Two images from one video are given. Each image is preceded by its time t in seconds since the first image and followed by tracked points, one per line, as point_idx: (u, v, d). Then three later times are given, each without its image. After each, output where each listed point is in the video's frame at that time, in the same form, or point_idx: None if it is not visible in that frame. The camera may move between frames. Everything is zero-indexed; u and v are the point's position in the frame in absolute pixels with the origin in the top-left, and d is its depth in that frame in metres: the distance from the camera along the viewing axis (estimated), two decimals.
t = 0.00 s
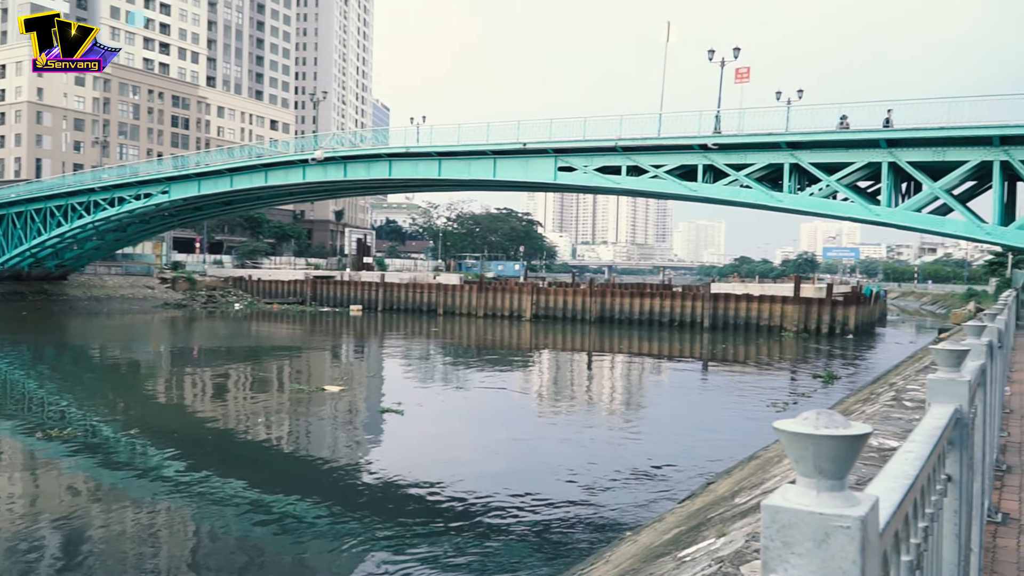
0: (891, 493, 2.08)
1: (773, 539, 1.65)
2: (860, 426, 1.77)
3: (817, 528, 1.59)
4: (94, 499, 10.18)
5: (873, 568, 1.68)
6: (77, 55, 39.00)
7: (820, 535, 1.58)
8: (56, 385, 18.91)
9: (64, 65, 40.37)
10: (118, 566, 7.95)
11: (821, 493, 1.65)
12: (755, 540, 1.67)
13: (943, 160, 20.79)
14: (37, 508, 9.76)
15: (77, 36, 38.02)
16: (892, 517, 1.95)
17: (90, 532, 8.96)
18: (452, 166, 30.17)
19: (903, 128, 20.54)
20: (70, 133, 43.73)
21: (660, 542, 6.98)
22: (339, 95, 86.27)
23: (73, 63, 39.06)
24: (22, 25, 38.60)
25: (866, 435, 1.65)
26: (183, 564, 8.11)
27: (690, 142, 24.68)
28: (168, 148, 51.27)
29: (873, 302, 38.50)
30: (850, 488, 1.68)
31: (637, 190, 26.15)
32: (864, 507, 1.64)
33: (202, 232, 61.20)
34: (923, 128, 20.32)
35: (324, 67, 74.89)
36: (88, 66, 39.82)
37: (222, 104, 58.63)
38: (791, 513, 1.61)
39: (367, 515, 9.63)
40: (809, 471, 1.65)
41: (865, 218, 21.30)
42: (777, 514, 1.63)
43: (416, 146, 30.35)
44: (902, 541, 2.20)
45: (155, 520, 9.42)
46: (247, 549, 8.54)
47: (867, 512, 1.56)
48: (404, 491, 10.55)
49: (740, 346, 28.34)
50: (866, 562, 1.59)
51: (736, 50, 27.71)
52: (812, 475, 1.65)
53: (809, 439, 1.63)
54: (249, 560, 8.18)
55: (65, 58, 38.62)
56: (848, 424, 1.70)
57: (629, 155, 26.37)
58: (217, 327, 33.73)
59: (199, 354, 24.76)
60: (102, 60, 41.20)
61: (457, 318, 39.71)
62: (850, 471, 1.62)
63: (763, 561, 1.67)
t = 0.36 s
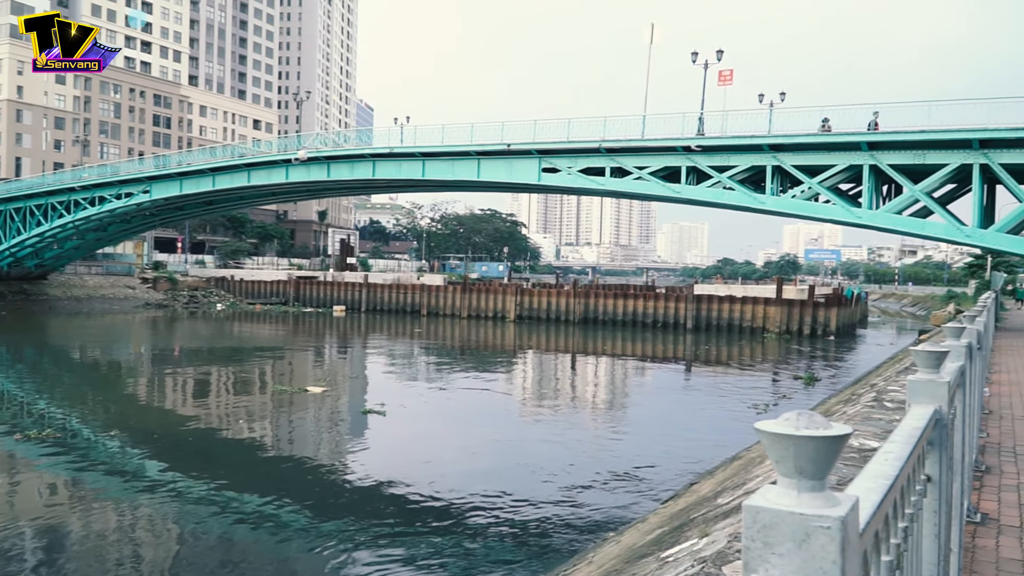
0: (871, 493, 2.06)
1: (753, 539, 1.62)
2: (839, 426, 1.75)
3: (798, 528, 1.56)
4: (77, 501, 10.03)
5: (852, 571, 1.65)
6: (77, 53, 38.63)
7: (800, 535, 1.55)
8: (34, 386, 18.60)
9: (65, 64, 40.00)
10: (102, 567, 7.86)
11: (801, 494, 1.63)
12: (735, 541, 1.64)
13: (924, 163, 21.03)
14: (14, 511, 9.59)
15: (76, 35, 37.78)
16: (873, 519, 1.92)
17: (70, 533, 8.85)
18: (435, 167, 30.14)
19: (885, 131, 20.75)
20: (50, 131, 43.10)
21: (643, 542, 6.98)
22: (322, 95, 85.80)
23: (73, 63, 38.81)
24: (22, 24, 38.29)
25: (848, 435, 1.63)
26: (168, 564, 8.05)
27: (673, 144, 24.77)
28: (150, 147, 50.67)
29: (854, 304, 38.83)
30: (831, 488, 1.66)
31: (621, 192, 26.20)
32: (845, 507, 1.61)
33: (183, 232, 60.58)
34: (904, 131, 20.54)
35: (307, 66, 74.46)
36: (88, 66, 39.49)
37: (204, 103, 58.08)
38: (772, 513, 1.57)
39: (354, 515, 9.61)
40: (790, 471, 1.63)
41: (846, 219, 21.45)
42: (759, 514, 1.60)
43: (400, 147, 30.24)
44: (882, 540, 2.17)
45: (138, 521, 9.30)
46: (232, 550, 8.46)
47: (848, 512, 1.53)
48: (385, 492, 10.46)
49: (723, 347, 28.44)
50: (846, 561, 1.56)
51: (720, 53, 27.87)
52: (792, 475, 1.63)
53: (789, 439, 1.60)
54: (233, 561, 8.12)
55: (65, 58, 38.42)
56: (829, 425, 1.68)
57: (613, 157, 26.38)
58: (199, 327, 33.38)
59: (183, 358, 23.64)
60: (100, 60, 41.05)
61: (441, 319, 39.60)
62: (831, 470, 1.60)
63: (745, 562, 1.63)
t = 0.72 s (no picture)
0: (852, 491, 2.06)
1: (736, 538, 1.59)
2: (821, 426, 1.74)
3: (780, 527, 1.54)
4: (59, 502, 9.91)
5: (835, 571, 1.64)
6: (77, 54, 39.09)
7: (782, 534, 1.54)
8: (15, 388, 18.31)
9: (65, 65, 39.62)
10: (84, 569, 7.77)
11: (785, 493, 1.62)
12: (720, 541, 1.61)
13: (906, 165, 21.24)
14: None
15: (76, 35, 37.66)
16: (854, 518, 1.91)
17: (52, 535, 8.74)
18: (421, 167, 30.06)
19: (868, 133, 20.94)
20: (31, 131, 42.47)
21: (629, 542, 6.97)
22: (307, 95, 85.28)
23: (73, 64, 38.67)
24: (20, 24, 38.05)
25: (830, 435, 1.62)
26: (151, 566, 7.97)
27: (658, 145, 24.84)
28: (133, 147, 50.06)
29: (838, 304, 39.14)
30: (813, 487, 1.65)
31: (607, 192, 26.24)
32: (827, 505, 1.60)
33: (166, 232, 59.99)
34: (887, 133, 20.74)
35: (292, 66, 74.01)
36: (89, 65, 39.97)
37: (188, 103, 57.50)
38: (756, 513, 1.56)
39: (339, 515, 9.56)
40: (771, 471, 1.62)
41: (829, 220, 21.60)
42: (742, 514, 1.58)
43: (385, 147, 30.11)
44: (864, 537, 2.17)
45: (121, 523, 9.21)
46: (216, 551, 8.39)
47: (829, 510, 1.52)
48: (370, 493, 10.39)
49: (708, 348, 28.56)
50: (828, 562, 1.55)
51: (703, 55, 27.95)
52: (775, 475, 1.62)
53: (771, 439, 1.59)
54: (217, 563, 8.04)
55: (65, 57, 38.14)
56: (811, 424, 1.67)
57: (599, 158, 26.37)
58: (182, 328, 33.07)
59: (164, 356, 24.13)
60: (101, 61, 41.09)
61: (426, 319, 39.50)
62: (812, 470, 1.60)
63: (728, 562, 1.61)
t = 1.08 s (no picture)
0: (837, 489, 2.06)
1: (719, 538, 1.59)
2: (805, 425, 1.74)
3: (764, 525, 1.54)
4: (42, 505, 9.83)
5: (818, 570, 1.63)
6: (77, 55, 40.37)
7: (766, 532, 1.53)
8: None
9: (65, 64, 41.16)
10: (66, 572, 7.69)
11: (768, 491, 1.61)
12: (702, 539, 1.61)
13: (888, 166, 21.45)
14: None
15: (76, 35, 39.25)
16: (836, 516, 1.91)
17: (35, 538, 8.65)
18: (407, 167, 29.98)
19: (850, 134, 21.12)
20: (11, 130, 41.86)
21: (615, 541, 6.97)
22: (292, 95, 84.76)
23: (74, 64, 40.48)
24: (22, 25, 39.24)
25: (811, 433, 1.62)
26: (134, 569, 7.90)
27: (644, 145, 24.92)
28: (115, 147, 49.47)
29: (822, 304, 39.42)
30: (795, 485, 1.65)
31: (593, 193, 26.29)
32: (810, 504, 1.60)
33: (150, 233, 59.43)
34: (869, 134, 20.93)
35: (276, 66, 73.60)
36: (89, 66, 41.37)
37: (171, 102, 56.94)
38: (738, 511, 1.56)
39: (325, 516, 9.52)
40: (756, 470, 1.62)
41: (813, 221, 21.77)
42: (725, 513, 1.58)
43: (371, 147, 30.00)
44: (846, 535, 2.18)
45: (104, 526, 9.13)
46: (200, 553, 8.34)
47: (813, 509, 1.52)
48: (355, 494, 10.35)
49: (693, 348, 28.68)
50: (810, 560, 1.55)
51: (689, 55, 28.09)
52: (758, 474, 1.62)
53: (754, 438, 1.59)
54: (201, 565, 7.99)
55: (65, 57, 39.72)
56: (793, 423, 1.67)
57: (585, 158, 26.41)
58: (166, 329, 32.80)
59: (149, 357, 24.05)
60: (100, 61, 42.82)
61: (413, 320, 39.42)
62: (796, 470, 1.59)
63: (711, 560, 1.61)
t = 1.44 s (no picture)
0: (819, 488, 2.06)
1: (704, 537, 1.58)
2: (788, 425, 1.73)
3: (747, 525, 1.53)
4: (24, 505, 9.72)
5: (800, 570, 1.62)
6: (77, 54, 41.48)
7: (750, 531, 1.52)
8: None
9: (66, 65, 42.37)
10: (47, 572, 7.60)
11: (751, 491, 1.60)
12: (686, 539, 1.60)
13: (872, 168, 21.65)
14: None
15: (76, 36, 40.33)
16: (821, 515, 1.90)
17: (16, 538, 8.55)
18: (393, 167, 29.89)
19: (834, 136, 21.29)
20: None
21: (600, 541, 6.96)
22: (277, 94, 84.23)
23: (75, 64, 41.75)
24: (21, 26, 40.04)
25: (795, 433, 1.62)
26: (114, 569, 7.81)
27: (631, 146, 24.97)
28: (98, 146, 48.88)
29: (806, 304, 39.70)
30: (778, 484, 1.64)
31: (579, 193, 26.33)
32: (793, 503, 1.59)
33: (133, 232, 58.86)
34: (853, 136, 21.11)
35: (262, 64, 73.09)
36: (88, 66, 42.52)
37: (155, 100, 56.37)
38: (722, 511, 1.55)
39: (310, 516, 9.47)
40: (739, 470, 1.61)
41: (797, 222, 21.92)
42: (709, 513, 1.57)
43: (357, 147, 29.89)
44: (830, 534, 2.18)
45: (87, 526, 9.03)
46: (184, 553, 8.27)
47: (796, 508, 1.51)
48: (340, 494, 10.29)
49: (678, 348, 28.80)
50: (794, 560, 1.54)
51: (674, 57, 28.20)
52: (741, 473, 1.61)
53: (737, 437, 1.58)
54: (184, 565, 7.92)
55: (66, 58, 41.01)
56: (777, 424, 1.65)
57: (571, 159, 26.44)
58: (149, 329, 32.49)
59: (132, 357, 23.83)
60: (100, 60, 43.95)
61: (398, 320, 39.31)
62: (779, 470, 1.59)
63: (695, 560, 1.60)
